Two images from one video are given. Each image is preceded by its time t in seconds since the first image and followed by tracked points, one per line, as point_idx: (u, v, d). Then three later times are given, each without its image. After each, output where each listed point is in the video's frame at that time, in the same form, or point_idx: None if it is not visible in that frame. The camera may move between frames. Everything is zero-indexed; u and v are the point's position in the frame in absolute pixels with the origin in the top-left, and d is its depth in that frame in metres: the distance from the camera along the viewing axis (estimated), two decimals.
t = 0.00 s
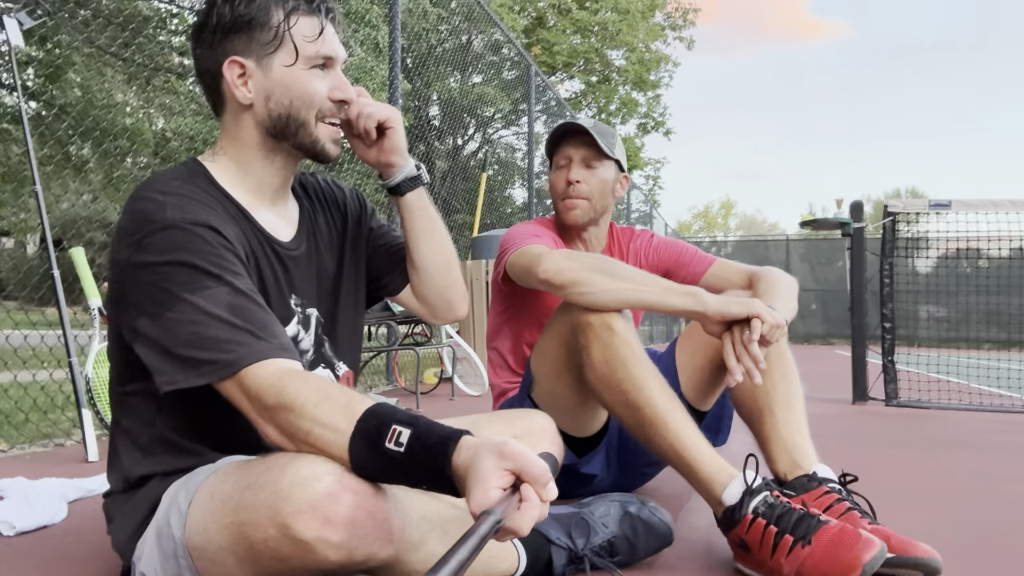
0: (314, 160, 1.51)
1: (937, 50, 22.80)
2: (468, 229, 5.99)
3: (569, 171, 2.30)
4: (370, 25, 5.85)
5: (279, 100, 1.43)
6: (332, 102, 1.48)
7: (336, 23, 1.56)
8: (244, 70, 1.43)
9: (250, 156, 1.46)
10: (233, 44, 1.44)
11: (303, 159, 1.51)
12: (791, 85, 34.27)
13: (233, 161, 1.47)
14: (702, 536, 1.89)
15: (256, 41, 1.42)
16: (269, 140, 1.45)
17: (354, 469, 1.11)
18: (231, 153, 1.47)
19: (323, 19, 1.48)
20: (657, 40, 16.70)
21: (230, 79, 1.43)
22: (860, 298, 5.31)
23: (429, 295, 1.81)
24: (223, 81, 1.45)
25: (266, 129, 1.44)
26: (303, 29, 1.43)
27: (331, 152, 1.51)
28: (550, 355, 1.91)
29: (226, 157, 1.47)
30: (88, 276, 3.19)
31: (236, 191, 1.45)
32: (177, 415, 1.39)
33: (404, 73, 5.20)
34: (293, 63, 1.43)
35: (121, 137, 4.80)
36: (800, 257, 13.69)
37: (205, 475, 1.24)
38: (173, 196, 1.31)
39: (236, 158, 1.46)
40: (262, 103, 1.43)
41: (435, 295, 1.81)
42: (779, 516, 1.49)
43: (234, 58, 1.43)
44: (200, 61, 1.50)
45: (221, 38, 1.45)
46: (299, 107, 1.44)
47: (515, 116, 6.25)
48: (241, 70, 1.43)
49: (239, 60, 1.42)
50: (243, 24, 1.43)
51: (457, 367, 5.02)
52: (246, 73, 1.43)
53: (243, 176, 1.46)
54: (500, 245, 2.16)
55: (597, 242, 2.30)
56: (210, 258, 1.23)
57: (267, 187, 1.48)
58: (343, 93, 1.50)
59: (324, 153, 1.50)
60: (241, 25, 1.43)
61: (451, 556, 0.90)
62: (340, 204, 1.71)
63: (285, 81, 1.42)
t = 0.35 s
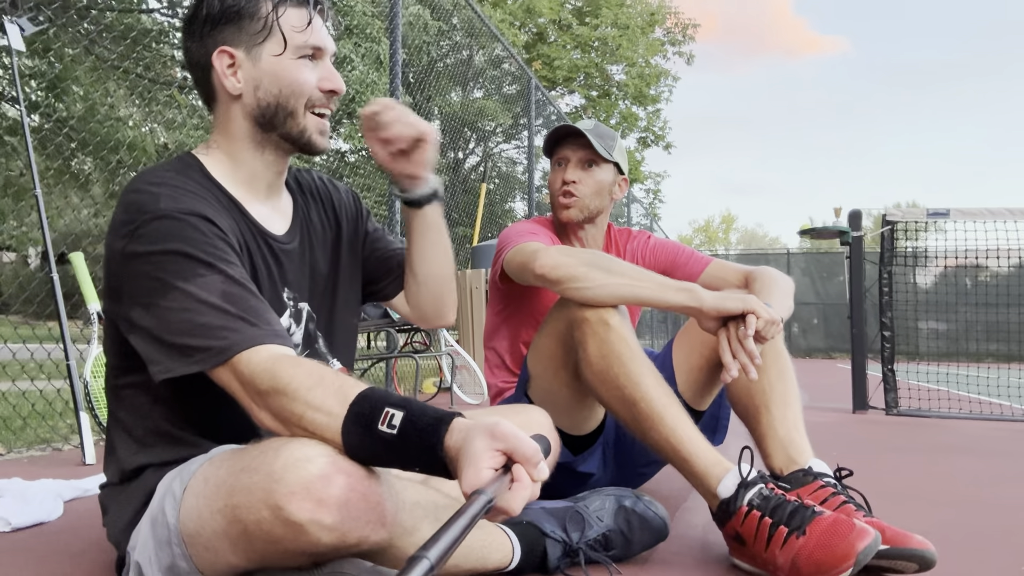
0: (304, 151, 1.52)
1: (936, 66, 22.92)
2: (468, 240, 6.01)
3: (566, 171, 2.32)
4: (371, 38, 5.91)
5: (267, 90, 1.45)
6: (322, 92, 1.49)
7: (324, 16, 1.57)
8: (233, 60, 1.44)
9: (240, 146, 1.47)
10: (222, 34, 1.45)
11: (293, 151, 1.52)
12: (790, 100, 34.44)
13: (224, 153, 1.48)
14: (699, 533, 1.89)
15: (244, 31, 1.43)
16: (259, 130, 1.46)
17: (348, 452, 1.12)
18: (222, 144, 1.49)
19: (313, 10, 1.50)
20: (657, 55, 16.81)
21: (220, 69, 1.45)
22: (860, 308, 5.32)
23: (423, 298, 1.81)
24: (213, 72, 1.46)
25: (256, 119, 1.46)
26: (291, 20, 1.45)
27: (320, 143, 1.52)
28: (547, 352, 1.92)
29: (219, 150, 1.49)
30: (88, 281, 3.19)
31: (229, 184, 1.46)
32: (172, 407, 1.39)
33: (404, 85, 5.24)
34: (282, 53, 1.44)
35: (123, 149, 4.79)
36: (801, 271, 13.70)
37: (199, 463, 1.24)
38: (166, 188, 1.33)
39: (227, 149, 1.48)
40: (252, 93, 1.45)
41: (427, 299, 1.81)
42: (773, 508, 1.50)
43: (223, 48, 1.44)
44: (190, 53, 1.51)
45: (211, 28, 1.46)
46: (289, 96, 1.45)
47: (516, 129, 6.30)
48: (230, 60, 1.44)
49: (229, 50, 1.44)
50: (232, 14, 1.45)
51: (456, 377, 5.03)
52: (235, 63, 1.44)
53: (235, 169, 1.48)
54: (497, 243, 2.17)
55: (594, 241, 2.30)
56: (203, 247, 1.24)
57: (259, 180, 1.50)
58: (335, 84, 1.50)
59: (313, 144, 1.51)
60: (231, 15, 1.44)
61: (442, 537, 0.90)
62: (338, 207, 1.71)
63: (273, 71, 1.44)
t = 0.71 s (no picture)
0: (294, 151, 1.54)
1: (935, 66, 22.93)
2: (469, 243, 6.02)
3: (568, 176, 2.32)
4: (371, 43, 5.94)
5: (258, 88, 1.46)
6: (311, 94, 1.51)
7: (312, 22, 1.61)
8: (224, 58, 1.46)
9: (227, 145, 1.48)
10: (212, 33, 1.46)
11: (282, 152, 1.53)
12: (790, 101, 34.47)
13: (213, 153, 1.48)
14: (699, 535, 1.89)
15: (236, 30, 1.45)
16: (248, 129, 1.47)
17: (347, 456, 1.12)
18: (210, 144, 1.49)
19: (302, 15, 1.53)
20: (657, 57, 16.82)
21: (210, 67, 1.46)
22: (861, 309, 5.32)
23: (464, 240, 1.82)
24: (201, 70, 1.47)
25: (245, 117, 1.46)
26: (284, 22, 1.48)
27: (309, 143, 1.53)
28: (546, 354, 1.92)
29: (208, 152, 1.49)
30: (88, 286, 3.19)
31: (220, 186, 1.46)
32: (171, 413, 1.39)
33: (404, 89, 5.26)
34: (273, 53, 1.46)
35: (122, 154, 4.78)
36: (802, 272, 13.70)
37: (198, 468, 1.24)
38: (158, 195, 1.32)
39: (214, 149, 1.49)
40: (241, 91, 1.46)
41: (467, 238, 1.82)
42: (774, 509, 1.50)
43: (214, 45, 1.45)
44: (177, 52, 1.52)
45: (201, 26, 1.47)
46: (279, 94, 1.47)
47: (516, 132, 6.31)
48: (221, 58, 1.46)
49: (220, 47, 1.45)
50: (223, 14, 1.46)
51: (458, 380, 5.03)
52: (226, 61, 1.46)
53: (224, 169, 1.48)
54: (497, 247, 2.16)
55: (595, 245, 2.30)
56: (196, 252, 1.24)
57: (249, 181, 1.50)
58: (324, 86, 1.53)
59: (302, 145, 1.53)
60: (222, 15, 1.46)
61: (440, 540, 0.90)
62: (326, 187, 1.70)
63: (264, 70, 1.46)
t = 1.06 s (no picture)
0: (296, 148, 1.54)
1: (938, 62, 22.85)
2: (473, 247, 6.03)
3: (560, 180, 2.35)
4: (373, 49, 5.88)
5: (258, 85, 1.46)
6: (311, 89, 1.51)
7: (312, 18, 1.60)
8: (224, 56, 1.46)
9: (229, 143, 1.49)
10: (210, 31, 1.47)
11: (283, 148, 1.53)
12: (793, 101, 34.41)
13: (215, 152, 1.50)
14: (703, 530, 1.88)
15: (234, 27, 1.45)
16: (249, 127, 1.48)
17: (346, 451, 1.13)
18: (212, 142, 1.50)
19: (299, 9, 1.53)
20: (658, 59, 16.81)
21: (210, 65, 1.47)
22: (867, 305, 5.30)
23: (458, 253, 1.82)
24: (201, 69, 1.48)
25: (246, 116, 1.47)
26: (281, 18, 1.48)
27: (310, 139, 1.54)
28: (547, 351, 1.92)
29: (210, 152, 1.51)
30: (93, 292, 3.21)
31: (220, 185, 1.48)
32: (172, 411, 1.40)
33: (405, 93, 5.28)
34: (272, 48, 1.46)
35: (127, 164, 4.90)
36: (808, 271, 13.66)
37: (198, 465, 1.25)
38: (155, 195, 1.33)
39: (216, 150, 1.50)
40: (241, 88, 1.47)
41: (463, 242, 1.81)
42: (775, 501, 1.49)
43: (213, 44, 1.46)
44: (178, 52, 1.52)
45: (198, 25, 1.48)
46: (278, 91, 1.47)
47: (519, 136, 6.34)
48: (220, 56, 1.46)
49: (219, 46, 1.46)
50: (221, 12, 1.46)
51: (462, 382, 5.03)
52: (225, 59, 1.46)
53: (225, 168, 1.49)
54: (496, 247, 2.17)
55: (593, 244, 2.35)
56: (195, 250, 1.25)
57: (250, 179, 1.51)
58: (323, 81, 1.52)
59: (303, 141, 1.53)
60: (220, 13, 1.46)
61: (439, 535, 0.92)
62: (324, 187, 1.72)
63: (264, 66, 1.46)
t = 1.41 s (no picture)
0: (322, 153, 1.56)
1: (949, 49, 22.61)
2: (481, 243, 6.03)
3: (573, 170, 2.28)
4: (377, 46, 5.97)
5: (291, 89, 1.47)
6: (340, 99, 1.52)
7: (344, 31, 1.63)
8: (258, 59, 1.47)
9: (257, 145, 1.49)
10: (248, 35, 1.48)
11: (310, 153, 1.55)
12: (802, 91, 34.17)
13: (242, 152, 1.49)
14: (707, 523, 1.88)
15: (272, 33, 1.47)
16: (278, 130, 1.48)
17: (345, 451, 1.13)
18: (240, 142, 1.50)
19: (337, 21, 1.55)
20: (665, 51, 16.73)
21: (244, 67, 1.47)
22: (876, 296, 5.25)
23: (439, 160, 1.83)
24: (235, 70, 1.49)
25: (277, 119, 1.48)
26: (318, 27, 1.50)
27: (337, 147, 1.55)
28: (549, 346, 1.92)
29: (237, 151, 1.50)
30: (100, 293, 3.23)
31: (242, 183, 1.47)
32: (180, 406, 1.41)
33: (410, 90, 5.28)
34: (307, 56, 1.48)
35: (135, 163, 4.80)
36: (819, 262, 13.57)
37: (199, 464, 1.26)
38: (174, 188, 1.34)
39: (242, 150, 1.50)
40: (274, 92, 1.47)
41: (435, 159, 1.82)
42: (775, 493, 1.49)
43: (249, 46, 1.47)
44: (212, 54, 1.53)
45: (237, 28, 1.49)
46: (310, 97, 1.48)
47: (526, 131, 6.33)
48: (255, 59, 1.47)
49: (255, 49, 1.46)
50: (259, 18, 1.48)
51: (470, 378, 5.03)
52: (260, 62, 1.47)
53: (251, 168, 1.49)
54: (497, 241, 2.18)
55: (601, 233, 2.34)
56: (210, 244, 1.26)
57: (273, 182, 1.51)
58: (352, 92, 1.54)
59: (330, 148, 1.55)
60: (258, 18, 1.48)
61: (432, 536, 0.91)
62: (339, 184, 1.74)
63: (298, 72, 1.47)
